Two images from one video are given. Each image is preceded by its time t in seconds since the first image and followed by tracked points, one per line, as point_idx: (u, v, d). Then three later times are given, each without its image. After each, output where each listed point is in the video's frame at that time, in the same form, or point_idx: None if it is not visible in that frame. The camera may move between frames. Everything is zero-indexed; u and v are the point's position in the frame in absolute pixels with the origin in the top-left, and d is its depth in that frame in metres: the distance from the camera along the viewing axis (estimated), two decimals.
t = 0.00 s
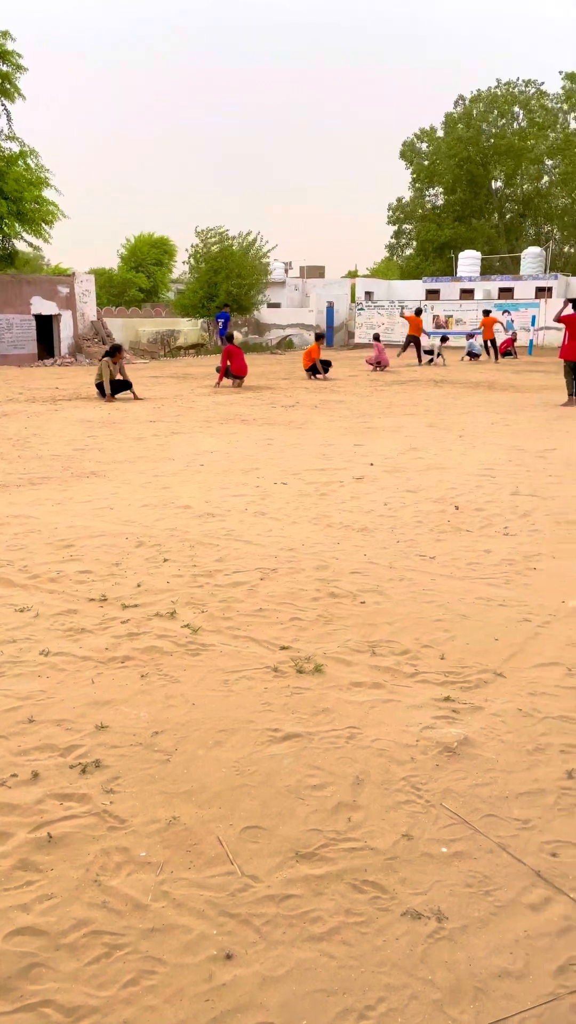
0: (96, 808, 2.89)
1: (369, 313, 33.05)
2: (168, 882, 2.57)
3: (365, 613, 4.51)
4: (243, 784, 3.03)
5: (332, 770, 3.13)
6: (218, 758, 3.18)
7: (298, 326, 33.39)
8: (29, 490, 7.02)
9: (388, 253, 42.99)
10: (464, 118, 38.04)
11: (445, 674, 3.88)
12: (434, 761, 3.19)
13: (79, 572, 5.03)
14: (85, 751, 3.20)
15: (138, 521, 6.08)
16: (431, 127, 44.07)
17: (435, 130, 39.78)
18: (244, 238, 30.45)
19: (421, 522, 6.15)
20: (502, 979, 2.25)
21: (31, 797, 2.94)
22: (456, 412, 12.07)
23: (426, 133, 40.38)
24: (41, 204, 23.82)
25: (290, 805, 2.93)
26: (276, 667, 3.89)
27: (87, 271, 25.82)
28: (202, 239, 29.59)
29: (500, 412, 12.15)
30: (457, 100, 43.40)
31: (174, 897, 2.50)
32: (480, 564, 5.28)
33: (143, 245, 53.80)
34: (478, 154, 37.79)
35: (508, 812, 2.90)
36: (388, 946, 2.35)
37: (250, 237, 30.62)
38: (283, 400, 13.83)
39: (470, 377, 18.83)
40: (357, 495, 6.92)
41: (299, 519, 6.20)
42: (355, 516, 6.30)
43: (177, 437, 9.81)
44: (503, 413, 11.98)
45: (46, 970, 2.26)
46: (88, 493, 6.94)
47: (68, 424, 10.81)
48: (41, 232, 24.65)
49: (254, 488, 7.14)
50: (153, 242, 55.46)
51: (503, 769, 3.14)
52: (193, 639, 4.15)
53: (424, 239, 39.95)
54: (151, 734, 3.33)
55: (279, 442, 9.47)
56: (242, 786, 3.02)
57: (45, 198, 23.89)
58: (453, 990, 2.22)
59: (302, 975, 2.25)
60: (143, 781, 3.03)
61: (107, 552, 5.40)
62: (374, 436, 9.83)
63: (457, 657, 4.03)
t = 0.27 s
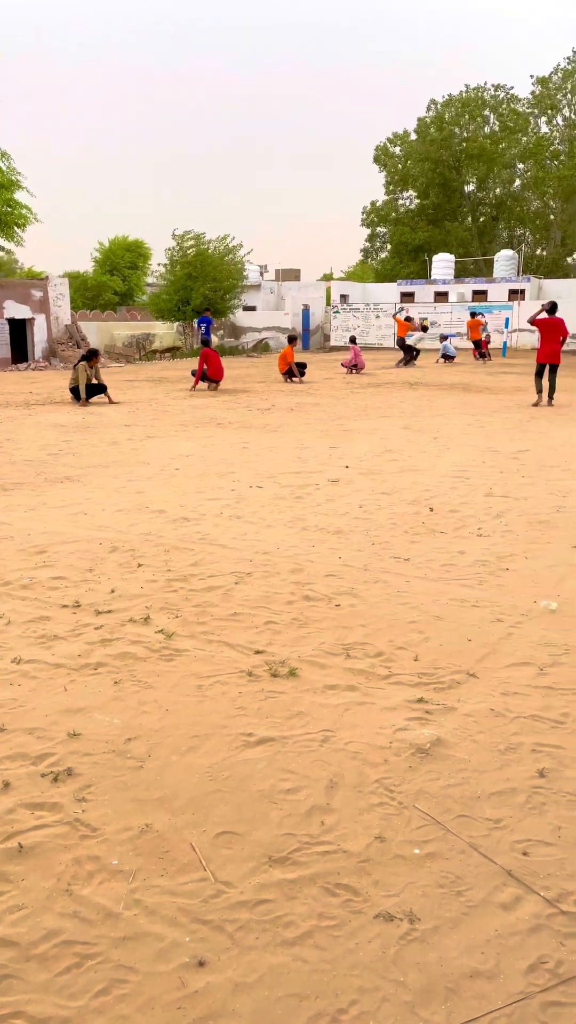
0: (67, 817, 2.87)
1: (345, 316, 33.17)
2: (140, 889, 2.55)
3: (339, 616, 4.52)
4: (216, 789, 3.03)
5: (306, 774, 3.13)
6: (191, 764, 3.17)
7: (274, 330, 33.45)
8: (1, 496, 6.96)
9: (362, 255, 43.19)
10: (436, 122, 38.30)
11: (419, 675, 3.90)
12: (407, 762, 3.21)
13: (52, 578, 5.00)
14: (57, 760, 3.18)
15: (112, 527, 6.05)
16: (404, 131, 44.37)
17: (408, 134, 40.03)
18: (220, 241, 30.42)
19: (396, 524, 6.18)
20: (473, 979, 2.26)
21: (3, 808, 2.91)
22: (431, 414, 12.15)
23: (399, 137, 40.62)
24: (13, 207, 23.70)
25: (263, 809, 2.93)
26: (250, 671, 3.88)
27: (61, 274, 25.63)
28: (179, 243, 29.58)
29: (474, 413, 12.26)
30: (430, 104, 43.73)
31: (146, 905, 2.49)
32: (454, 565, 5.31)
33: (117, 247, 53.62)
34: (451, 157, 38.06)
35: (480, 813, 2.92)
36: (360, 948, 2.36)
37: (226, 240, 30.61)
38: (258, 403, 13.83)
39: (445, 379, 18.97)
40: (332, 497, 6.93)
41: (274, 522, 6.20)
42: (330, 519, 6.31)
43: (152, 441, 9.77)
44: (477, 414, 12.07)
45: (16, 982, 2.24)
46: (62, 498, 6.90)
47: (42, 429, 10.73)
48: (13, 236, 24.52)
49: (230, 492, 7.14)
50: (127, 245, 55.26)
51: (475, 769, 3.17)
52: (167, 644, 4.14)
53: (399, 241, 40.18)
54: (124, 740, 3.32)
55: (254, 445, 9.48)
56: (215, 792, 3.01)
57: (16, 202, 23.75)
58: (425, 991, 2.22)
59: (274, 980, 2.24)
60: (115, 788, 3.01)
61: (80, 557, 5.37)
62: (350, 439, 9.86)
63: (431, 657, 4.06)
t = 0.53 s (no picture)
0: (48, 823, 2.85)
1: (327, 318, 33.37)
2: (122, 895, 2.54)
3: (321, 618, 4.53)
4: (198, 793, 3.02)
5: (288, 776, 3.13)
6: (174, 768, 3.16)
7: (256, 332, 33.48)
8: None
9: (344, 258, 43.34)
10: (417, 125, 38.47)
11: (400, 677, 3.91)
12: (389, 763, 3.22)
13: (33, 583, 4.97)
14: (38, 765, 3.16)
15: (94, 531, 6.03)
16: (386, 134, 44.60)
17: (389, 136, 40.21)
18: (202, 244, 30.46)
19: (378, 526, 6.20)
20: (455, 979, 2.27)
21: None
22: (414, 416, 12.21)
23: (381, 139, 40.77)
24: None
25: (245, 813, 2.93)
26: (232, 675, 3.88)
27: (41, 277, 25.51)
28: (160, 246, 29.78)
29: (456, 415, 12.33)
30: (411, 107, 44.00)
31: (127, 910, 2.47)
32: (436, 566, 5.34)
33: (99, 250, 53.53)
34: (431, 160, 38.23)
35: (462, 813, 2.94)
36: (343, 951, 2.36)
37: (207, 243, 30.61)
38: (241, 406, 13.83)
39: (428, 380, 19.07)
40: (315, 500, 6.95)
41: (257, 525, 6.21)
42: (312, 521, 6.33)
43: (134, 444, 9.75)
44: (459, 416, 12.14)
45: None
46: (43, 502, 6.87)
47: (23, 433, 10.67)
48: None
49: (212, 495, 7.13)
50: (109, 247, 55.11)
51: (457, 770, 3.18)
52: (149, 648, 4.13)
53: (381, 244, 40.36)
54: (106, 745, 3.30)
55: (236, 447, 9.48)
56: (197, 796, 3.01)
57: None
58: (407, 992, 2.23)
59: (256, 984, 2.24)
60: (96, 794, 3.00)
61: (62, 562, 5.34)
62: (332, 441, 9.88)
63: (413, 659, 4.07)
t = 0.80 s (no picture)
0: (29, 830, 2.83)
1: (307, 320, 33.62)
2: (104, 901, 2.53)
3: (304, 621, 4.53)
4: (180, 798, 3.01)
5: (271, 780, 3.13)
6: (156, 773, 3.15)
7: (237, 335, 33.45)
8: None
9: (324, 261, 43.47)
10: (395, 128, 38.62)
11: (382, 678, 3.92)
12: (372, 765, 3.23)
13: (13, 588, 4.93)
14: (19, 772, 3.14)
15: (74, 535, 5.99)
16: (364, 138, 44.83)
17: (367, 140, 40.38)
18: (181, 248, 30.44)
19: (359, 528, 6.22)
20: (438, 979, 2.27)
21: None
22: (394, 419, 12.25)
23: (359, 143, 40.92)
24: None
25: (228, 817, 2.92)
26: (214, 678, 3.87)
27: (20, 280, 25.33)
28: (139, 248, 29.64)
29: (436, 417, 12.40)
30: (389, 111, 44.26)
31: (110, 917, 2.46)
32: (417, 567, 5.36)
33: (78, 254, 53.39)
34: (409, 163, 38.41)
35: (444, 814, 2.95)
36: (326, 953, 2.36)
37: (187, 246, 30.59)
38: (222, 409, 13.81)
39: (408, 383, 19.15)
40: (296, 502, 6.96)
41: (238, 528, 6.20)
42: (294, 524, 6.33)
43: (114, 448, 9.71)
44: (439, 418, 12.21)
45: None
46: (22, 507, 6.82)
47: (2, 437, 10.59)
48: None
49: (193, 499, 7.11)
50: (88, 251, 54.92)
51: (439, 770, 3.19)
52: (131, 653, 4.11)
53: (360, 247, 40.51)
54: (87, 751, 3.28)
55: (218, 451, 9.48)
56: (180, 801, 3.00)
57: None
58: (390, 994, 2.23)
59: (240, 989, 2.23)
60: (78, 800, 2.98)
61: (42, 567, 5.30)
62: (313, 444, 9.89)
63: (394, 661, 4.09)
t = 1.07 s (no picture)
0: (16, 836, 2.81)
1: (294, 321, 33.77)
2: (92, 907, 2.51)
3: (291, 623, 4.52)
4: (168, 802, 3.00)
5: (259, 782, 3.12)
6: (144, 777, 3.14)
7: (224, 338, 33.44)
8: None
9: (309, 263, 43.58)
10: (380, 131, 38.73)
11: (370, 680, 3.93)
12: (359, 767, 3.23)
13: None
14: (5, 778, 3.12)
15: (60, 539, 5.96)
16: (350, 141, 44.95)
17: (353, 142, 40.49)
18: (167, 250, 30.42)
19: (347, 530, 6.22)
20: (427, 980, 2.27)
21: None
22: (381, 420, 12.28)
23: (345, 145, 41.02)
24: None
25: (216, 820, 2.91)
26: (202, 682, 3.86)
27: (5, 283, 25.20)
28: (125, 251, 29.58)
29: (422, 419, 12.43)
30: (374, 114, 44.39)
31: (98, 922, 2.45)
32: (405, 569, 5.37)
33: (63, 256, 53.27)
34: (394, 166, 38.51)
35: (432, 814, 2.95)
36: (315, 956, 2.36)
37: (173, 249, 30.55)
38: (208, 411, 13.80)
39: (394, 385, 19.19)
40: (284, 505, 6.96)
41: (226, 530, 6.20)
42: (281, 526, 6.33)
43: (101, 451, 9.67)
44: (425, 420, 12.25)
45: None
46: (8, 511, 6.78)
47: None
48: None
49: (180, 501, 7.10)
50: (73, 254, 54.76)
51: (427, 771, 3.20)
52: (118, 657, 4.09)
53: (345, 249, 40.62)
54: (74, 756, 3.27)
55: (205, 453, 9.46)
56: (168, 804, 2.98)
57: None
58: (379, 995, 2.23)
59: (229, 993, 2.22)
60: (66, 805, 2.96)
61: (27, 571, 5.28)
62: (300, 446, 9.90)
63: (382, 662, 4.09)
